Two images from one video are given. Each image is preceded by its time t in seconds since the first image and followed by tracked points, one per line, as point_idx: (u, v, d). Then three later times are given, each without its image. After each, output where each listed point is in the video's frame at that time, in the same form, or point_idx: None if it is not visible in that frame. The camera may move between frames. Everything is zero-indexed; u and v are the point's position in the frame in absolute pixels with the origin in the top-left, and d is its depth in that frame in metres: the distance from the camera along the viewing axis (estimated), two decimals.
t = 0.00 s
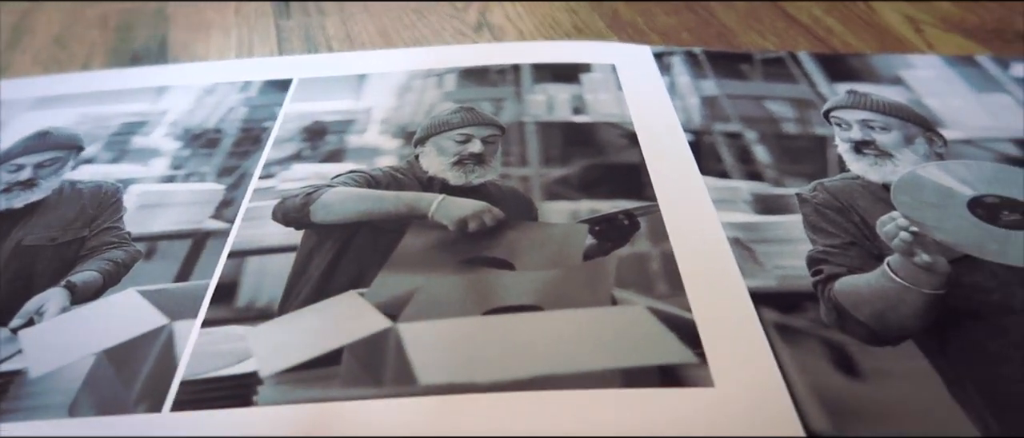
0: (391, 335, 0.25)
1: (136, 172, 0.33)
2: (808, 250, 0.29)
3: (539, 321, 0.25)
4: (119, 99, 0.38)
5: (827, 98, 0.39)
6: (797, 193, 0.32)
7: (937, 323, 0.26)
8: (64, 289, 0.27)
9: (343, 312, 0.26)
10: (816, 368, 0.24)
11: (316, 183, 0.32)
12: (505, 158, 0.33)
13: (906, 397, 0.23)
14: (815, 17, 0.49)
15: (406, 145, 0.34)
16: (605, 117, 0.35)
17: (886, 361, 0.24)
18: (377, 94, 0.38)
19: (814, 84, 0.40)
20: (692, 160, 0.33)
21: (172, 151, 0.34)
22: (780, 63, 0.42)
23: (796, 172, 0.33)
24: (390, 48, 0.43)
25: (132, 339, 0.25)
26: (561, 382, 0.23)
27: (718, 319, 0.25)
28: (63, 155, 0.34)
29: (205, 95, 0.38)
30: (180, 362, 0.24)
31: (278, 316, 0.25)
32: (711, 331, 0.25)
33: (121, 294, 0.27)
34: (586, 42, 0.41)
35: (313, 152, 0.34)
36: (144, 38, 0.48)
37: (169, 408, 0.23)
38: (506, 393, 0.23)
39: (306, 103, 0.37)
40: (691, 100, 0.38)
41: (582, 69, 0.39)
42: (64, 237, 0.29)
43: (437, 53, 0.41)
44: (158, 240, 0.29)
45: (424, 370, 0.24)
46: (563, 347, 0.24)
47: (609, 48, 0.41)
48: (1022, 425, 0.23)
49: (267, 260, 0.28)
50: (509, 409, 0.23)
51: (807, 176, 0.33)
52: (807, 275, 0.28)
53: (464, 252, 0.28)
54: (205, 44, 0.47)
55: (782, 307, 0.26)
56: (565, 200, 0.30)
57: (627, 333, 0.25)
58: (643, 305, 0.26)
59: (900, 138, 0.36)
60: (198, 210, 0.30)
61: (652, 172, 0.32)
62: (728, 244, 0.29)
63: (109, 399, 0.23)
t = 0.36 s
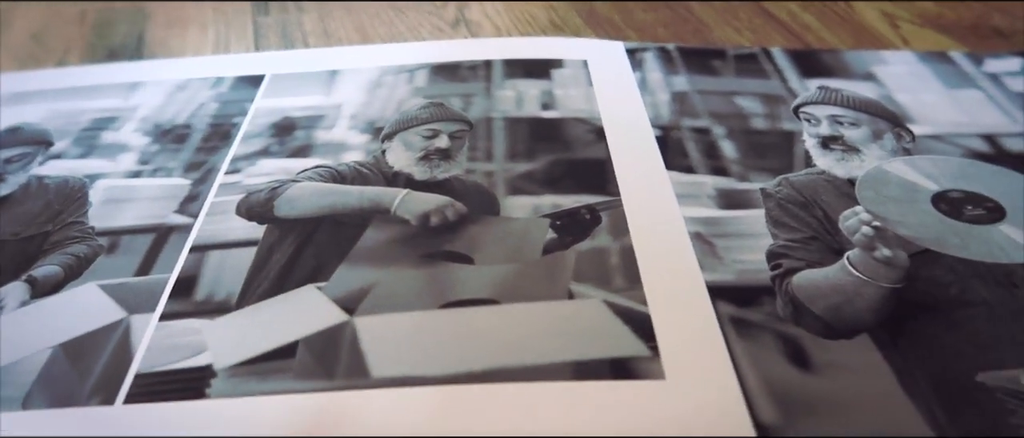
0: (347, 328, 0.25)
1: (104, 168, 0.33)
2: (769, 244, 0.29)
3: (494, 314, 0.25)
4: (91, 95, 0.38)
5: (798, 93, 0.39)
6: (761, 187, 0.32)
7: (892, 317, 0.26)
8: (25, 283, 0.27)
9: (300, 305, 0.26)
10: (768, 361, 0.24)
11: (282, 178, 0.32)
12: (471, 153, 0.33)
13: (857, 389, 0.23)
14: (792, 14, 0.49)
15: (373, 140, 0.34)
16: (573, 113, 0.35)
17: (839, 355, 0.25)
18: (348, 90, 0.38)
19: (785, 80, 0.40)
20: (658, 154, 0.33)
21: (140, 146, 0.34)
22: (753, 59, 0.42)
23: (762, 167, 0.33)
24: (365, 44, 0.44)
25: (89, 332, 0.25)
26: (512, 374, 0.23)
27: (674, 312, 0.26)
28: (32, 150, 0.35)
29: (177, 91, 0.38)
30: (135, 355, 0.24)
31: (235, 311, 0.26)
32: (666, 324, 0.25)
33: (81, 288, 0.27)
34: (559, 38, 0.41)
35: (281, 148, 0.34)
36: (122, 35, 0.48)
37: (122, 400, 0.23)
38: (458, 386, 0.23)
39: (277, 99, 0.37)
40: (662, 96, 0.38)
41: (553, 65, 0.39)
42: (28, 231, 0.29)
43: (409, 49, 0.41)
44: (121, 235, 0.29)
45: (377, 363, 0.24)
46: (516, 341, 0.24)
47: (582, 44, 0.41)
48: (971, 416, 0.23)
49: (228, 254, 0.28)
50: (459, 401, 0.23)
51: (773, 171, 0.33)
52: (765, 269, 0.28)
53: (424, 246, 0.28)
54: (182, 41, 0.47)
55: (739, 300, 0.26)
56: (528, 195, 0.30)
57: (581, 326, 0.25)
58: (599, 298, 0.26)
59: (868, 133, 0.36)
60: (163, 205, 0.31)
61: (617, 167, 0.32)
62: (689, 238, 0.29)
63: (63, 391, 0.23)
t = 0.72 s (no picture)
0: (306, 317, 0.25)
1: (73, 159, 0.33)
2: (733, 234, 0.29)
3: (454, 303, 0.25)
4: (63, 86, 0.38)
5: (771, 84, 0.39)
6: (729, 177, 0.32)
7: (852, 306, 0.26)
8: None
9: (261, 295, 0.26)
10: (725, 349, 0.24)
11: (250, 169, 0.32)
12: (440, 143, 0.33)
13: (813, 378, 0.23)
14: (772, 4, 0.49)
15: (343, 131, 0.34)
16: (544, 103, 0.35)
17: (797, 344, 0.25)
18: (321, 81, 0.38)
19: (759, 70, 0.40)
20: (627, 145, 0.33)
21: (110, 137, 0.35)
22: (728, 50, 0.42)
23: (731, 157, 0.33)
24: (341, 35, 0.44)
25: (50, 321, 0.25)
26: (469, 363, 0.23)
27: (633, 301, 0.26)
28: (3, 142, 0.35)
29: (150, 81, 0.38)
30: (95, 345, 0.24)
31: (196, 300, 0.26)
32: (625, 313, 0.25)
33: (45, 278, 0.27)
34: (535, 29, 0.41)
35: (250, 138, 0.34)
36: (100, 25, 0.48)
37: (79, 390, 0.23)
38: (414, 375, 0.23)
39: (249, 90, 0.37)
40: (634, 86, 0.38)
41: (527, 56, 0.39)
42: None
43: (384, 40, 0.41)
44: (86, 225, 0.29)
45: (335, 351, 0.24)
46: (475, 330, 0.24)
47: (557, 35, 0.41)
48: (926, 404, 0.23)
49: (192, 244, 0.28)
50: (415, 390, 0.23)
51: (741, 161, 0.33)
52: (728, 259, 0.28)
53: (388, 236, 0.28)
54: (160, 32, 0.47)
55: (700, 290, 0.26)
56: (494, 185, 0.30)
57: (540, 315, 0.25)
58: (559, 288, 0.26)
59: (840, 123, 0.36)
60: (130, 195, 0.31)
61: (585, 158, 0.32)
62: (654, 228, 0.29)
63: (22, 380, 0.24)
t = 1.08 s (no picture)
0: (269, 306, 0.25)
1: (45, 149, 0.33)
2: (701, 223, 0.29)
3: (417, 292, 0.25)
4: (39, 76, 0.38)
5: (747, 74, 0.39)
6: (699, 167, 0.32)
7: (815, 294, 0.26)
8: None
9: (226, 284, 0.26)
10: (686, 338, 0.24)
11: (220, 159, 0.32)
12: (411, 133, 0.33)
13: (772, 365, 0.24)
14: None
15: (315, 121, 0.34)
16: (517, 94, 0.35)
17: (758, 332, 0.25)
18: (295, 71, 0.38)
19: (735, 60, 0.40)
20: (599, 134, 0.33)
21: (83, 127, 0.35)
22: (705, 40, 0.41)
23: (702, 147, 0.33)
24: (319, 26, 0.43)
25: (15, 311, 0.25)
26: (429, 352, 0.24)
27: (596, 290, 0.26)
28: None
29: (125, 72, 0.38)
30: (57, 333, 0.25)
31: (160, 289, 0.26)
32: (588, 301, 0.25)
33: (11, 267, 0.27)
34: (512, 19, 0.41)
35: (222, 128, 0.34)
36: (79, 16, 0.48)
37: (41, 378, 0.23)
38: (374, 363, 0.23)
39: (224, 80, 0.37)
40: (609, 76, 0.38)
41: (503, 46, 0.39)
42: None
43: (360, 31, 0.41)
44: (55, 215, 0.29)
45: (297, 339, 0.24)
46: (437, 318, 0.24)
47: (533, 25, 0.41)
48: (883, 392, 0.23)
49: (159, 234, 0.28)
50: (375, 377, 0.23)
51: (713, 151, 0.33)
52: (694, 247, 0.28)
53: (355, 225, 0.28)
54: (138, 23, 0.47)
55: (664, 278, 0.26)
56: (463, 175, 0.30)
57: (502, 303, 0.25)
58: (523, 276, 0.26)
59: (813, 112, 0.36)
60: (100, 185, 0.31)
61: (556, 147, 0.32)
62: (621, 217, 0.29)
63: None
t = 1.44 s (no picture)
0: (241, 299, 0.25)
1: (24, 143, 0.33)
2: (675, 215, 0.29)
3: (388, 284, 0.25)
4: (20, 69, 0.38)
5: (728, 67, 0.39)
6: (676, 160, 0.32)
7: (786, 286, 0.26)
8: None
9: (198, 277, 0.26)
10: (655, 329, 0.24)
11: (197, 152, 0.32)
12: (388, 127, 0.33)
13: (740, 356, 0.24)
14: None
15: (294, 114, 0.34)
16: (497, 87, 0.36)
17: (728, 324, 0.25)
18: (276, 65, 0.38)
19: (717, 54, 0.40)
20: (576, 127, 0.33)
21: (62, 121, 0.35)
22: (688, 33, 0.41)
23: (680, 140, 0.33)
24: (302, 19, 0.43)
25: None
26: (398, 343, 0.24)
27: (568, 282, 0.26)
28: None
29: (106, 66, 0.38)
30: (29, 325, 0.25)
31: (133, 282, 0.26)
32: (559, 294, 0.25)
33: None
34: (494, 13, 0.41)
35: (201, 122, 0.34)
36: (64, 10, 0.48)
37: (11, 370, 0.24)
38: (343, 355, 0.23)
39: (205, 74, 0.37)
40: (589, 70, 0.38)
41: (484, 39, 0.39)
42: None
43: (342, 25, 0.41)
44: (31, 208, 0.29)
45: (267, 331, 0.24)
46: (407, 311, 0.24)
47: (515, 19, 0.41)
48: (850, 384, 0.23)
49: (133, 227, 0.28)
50: (343, 369, 0.23)
51: (690, 144, 0.33)
52: (667, 240, 0.28)
53: (330, 218, 0.28)
54: (122, 17, 0.47)
55: (636, 270, 0.26)
56: (439, 168, 0.30)
57: (473, 296, 0.25)
58: (494, 268, 0.26)
59: (793, 105, 0.36)
60: (77, 178, 0.31)
61: (533, 140, 0.32)
62: (596, 209, 0.29)
63: None
